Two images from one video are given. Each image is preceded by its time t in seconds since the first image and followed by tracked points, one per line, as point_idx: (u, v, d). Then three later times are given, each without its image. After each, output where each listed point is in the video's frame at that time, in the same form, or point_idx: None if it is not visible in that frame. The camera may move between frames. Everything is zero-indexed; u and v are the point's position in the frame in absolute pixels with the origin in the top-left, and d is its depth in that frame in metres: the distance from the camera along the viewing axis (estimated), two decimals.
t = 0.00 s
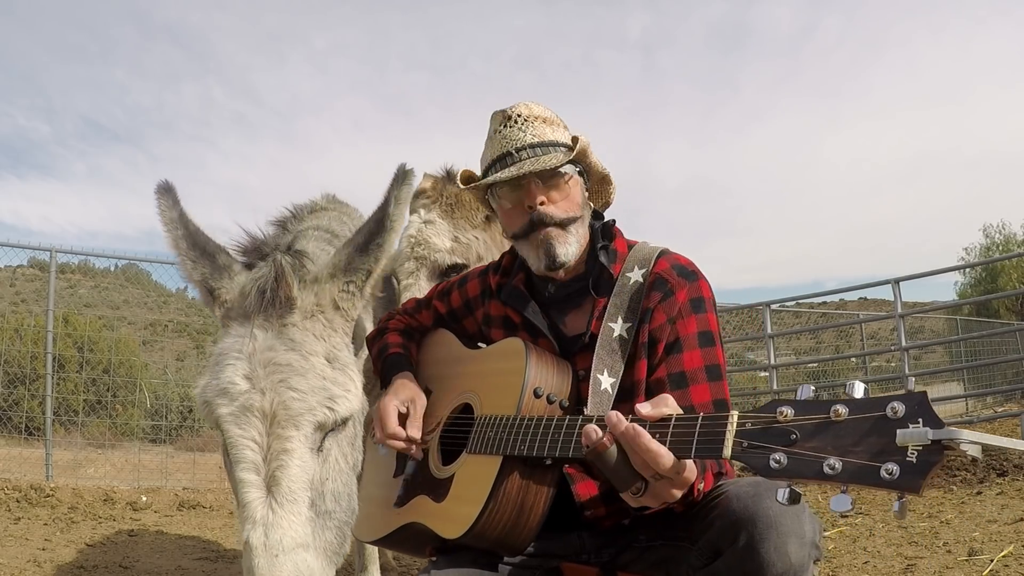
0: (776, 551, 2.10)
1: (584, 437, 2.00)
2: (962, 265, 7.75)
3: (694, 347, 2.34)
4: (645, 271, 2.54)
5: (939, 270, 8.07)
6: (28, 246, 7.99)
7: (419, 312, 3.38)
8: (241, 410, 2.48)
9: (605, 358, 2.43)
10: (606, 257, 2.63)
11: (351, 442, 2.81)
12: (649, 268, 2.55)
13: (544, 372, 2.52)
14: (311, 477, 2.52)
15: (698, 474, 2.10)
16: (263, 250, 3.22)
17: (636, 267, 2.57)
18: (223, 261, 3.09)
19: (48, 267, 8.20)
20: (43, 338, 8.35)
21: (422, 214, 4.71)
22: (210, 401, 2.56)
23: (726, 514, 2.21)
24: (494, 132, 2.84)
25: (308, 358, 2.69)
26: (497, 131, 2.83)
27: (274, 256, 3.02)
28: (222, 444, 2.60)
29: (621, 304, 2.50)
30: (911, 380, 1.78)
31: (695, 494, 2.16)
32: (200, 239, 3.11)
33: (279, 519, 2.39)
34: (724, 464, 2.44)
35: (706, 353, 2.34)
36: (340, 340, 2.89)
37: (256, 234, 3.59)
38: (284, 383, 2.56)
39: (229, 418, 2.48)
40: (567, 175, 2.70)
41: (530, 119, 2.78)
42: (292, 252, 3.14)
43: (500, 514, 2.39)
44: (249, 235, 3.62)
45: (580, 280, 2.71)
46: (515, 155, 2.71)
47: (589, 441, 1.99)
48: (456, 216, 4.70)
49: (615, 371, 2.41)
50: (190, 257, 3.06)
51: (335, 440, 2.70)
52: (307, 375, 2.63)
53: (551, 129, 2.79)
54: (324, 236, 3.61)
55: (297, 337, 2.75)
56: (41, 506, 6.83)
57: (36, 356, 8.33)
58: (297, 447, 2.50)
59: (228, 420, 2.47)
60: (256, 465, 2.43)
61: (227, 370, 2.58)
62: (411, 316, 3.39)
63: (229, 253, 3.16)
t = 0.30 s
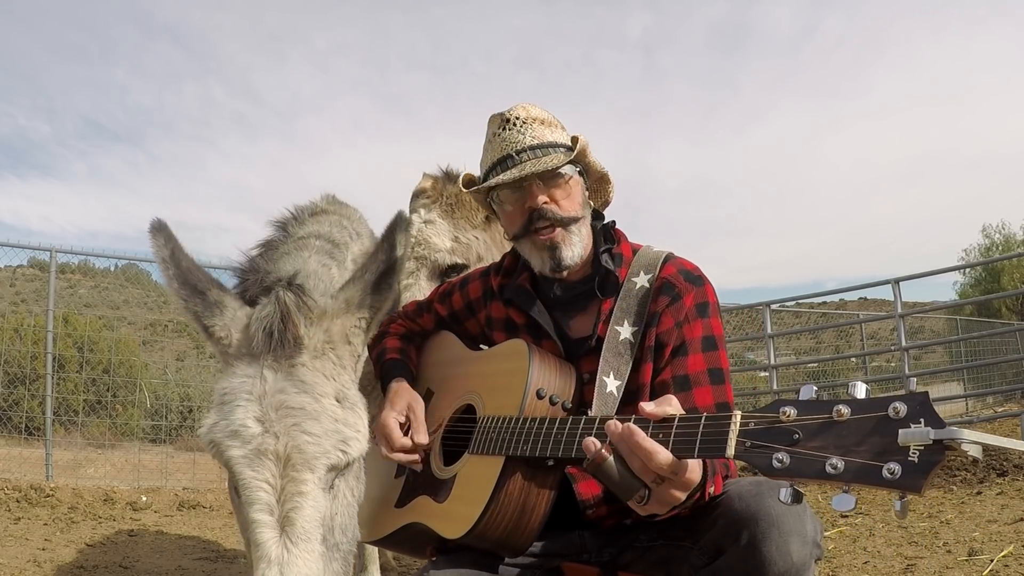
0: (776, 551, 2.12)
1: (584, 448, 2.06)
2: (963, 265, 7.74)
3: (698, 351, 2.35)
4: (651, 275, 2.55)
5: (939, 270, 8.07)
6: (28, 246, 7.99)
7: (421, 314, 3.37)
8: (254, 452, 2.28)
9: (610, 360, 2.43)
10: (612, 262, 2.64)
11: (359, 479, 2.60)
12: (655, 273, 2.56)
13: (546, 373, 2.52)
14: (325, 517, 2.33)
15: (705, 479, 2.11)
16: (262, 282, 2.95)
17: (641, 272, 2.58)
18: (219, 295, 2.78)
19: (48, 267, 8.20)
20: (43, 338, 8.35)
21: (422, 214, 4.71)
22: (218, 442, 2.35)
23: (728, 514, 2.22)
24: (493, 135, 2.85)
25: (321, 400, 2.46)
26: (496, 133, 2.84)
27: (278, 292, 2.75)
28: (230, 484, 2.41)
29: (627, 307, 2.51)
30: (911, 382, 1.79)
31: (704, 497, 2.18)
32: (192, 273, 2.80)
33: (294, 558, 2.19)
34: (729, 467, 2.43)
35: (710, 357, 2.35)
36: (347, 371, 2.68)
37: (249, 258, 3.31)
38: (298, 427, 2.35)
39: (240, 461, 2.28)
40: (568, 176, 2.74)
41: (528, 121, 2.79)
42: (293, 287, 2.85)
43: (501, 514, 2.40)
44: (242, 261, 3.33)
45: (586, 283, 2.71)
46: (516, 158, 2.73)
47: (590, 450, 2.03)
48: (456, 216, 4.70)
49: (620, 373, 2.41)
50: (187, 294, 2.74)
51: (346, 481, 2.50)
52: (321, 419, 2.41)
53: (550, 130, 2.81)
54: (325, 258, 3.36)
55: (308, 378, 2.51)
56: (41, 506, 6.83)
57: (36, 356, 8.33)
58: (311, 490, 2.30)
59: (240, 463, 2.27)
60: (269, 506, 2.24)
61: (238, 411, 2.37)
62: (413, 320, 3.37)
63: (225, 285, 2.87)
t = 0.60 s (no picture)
0: (780, 549, 2.13)
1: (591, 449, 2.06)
2: (963, 265, 7.74)
3: (706, 353, 2.35)
4: (666, 279, 2.56)
5: (940, 270, 8.06)
6: (28, 246, 7.98)
7: (427, 308, 3.38)
8: (272, 499, 2.23)
9: (620, 356, 2.44)
10: (628, 262, 2.65)
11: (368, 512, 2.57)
12: (670, 276, 2.56)
13: (552, 374, 2.51)
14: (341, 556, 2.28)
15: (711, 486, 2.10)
16: (263, 313, 2.87)
17: (656, 275, 2.59)
18: (219, 333, 2.71)
19: (48, 267, 8.20)
20: (43, 338, 8.36)
21: (422, 214, 4.70)
22: (233, 488, 2.30)
23: (729, 513, 2.22)
24: (518, 126, 2.84)
25: (335, 443, 2.42)
26: (521, 125, 2.83)
27: (280, 335, 2.69)
28: (245, 527, 2.36)
29: (640, 308, 2.51)
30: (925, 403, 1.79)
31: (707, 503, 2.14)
32: (190, 311, 2.73)
33: None
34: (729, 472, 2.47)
35: (716, 360, 2.34)
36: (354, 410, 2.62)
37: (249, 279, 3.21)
38: (314, 473, 2.30)
39: (258, 508, 2.23)
40: (591, 170, 2.74)
41: (554, 114, 2.78)
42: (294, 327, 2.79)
43: (505, 516, 2.40)
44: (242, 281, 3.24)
45: (601, 281, 2.72)
46: (540, 150, 2.72)
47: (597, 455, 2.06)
48: (456, 216, 4.70)
49: (629, 371, 2.42)
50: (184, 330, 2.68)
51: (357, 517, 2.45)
52: (337, 463, 2.37)
53: (575, 124, 2.79)
54: (327, 275, 3.26)
55: (320, 422, 2.45)
56: (41, 506, 6.83)
57: (36, 356, 8.34)
58: (329, 531, 2.25)
59: (258, 509, 2.22)
60: (288, 548, 2.18)
61: (253, 458, 2.32)
62: (418, 313, 3.38)
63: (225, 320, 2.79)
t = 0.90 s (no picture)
0: (796, 545, 2.16)
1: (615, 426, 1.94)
2: (963, 265, 7.73)
3: (701, 361, 2.36)
4: (674, 284, 2.55)
5: (940, 270, 8.06)
6: (28, 246, 7.97)
7: (433, 305, 3.42)
8: (301, 536, 2.15)
9: (625, 365, 2.43)
10: (637, 267, 2.64)
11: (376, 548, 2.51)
12: (678, 282, 2.55)
13: (557, 374, 2.52)
14: None
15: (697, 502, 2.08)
16: (279, 343, 2.70)
17: (665, 280, 2.57)
18: (235, 366, 2.54)
19: (48, 267, 8.19)
20: (43, 338, 8.37)
21: (423, 213, 4.70)
22: (256, 526, 2.18)
23: (746, 509, 2.23)
24: (529, 128, 2.84)
25: (357, 481, 2.36)
26: (532, 127, 2.83)
27: (300, 372, 2.56)
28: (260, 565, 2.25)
29: (647, 315, 2.50)
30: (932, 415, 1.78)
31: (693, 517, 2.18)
32: (205, 340, 2.53)
33: None
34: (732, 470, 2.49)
35: (711, 369, 2.36)
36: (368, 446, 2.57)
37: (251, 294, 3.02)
38: (342, 510, 2.24)
39: (286, 545, 2.14)
40: (602, 174, 2.74)
41: (565, 116, 2.78)
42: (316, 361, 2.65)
43: (507, 516, 2.41)
44: (243, 297, 3.05)
45: (609, 285, 2.73)
46: (550, 153, 2.72)
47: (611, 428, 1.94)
48: (457, 216, 4.70)
49: (633, 380, 2.41)
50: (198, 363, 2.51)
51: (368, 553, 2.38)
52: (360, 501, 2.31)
53: (586, 128, 2.79)
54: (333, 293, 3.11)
55: (342, 459, 2.39)
56: (41, 506, 6.83)
57: (35, 356, 8.34)
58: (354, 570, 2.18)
59: (286, 547, 2.13)
60: None
61: (280, 496, 2.23)
62: (425, 307, 3.45)
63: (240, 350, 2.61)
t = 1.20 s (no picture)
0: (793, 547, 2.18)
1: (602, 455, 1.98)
2: (963, 266, 7.73)
3: (709, 365, 2.36)
4: (681, 287, 2.55)
5: (940, 270, 8.06)
6: (28, 246, 7.97)
7: (433, 304, 3.41)
8: (324, 558, 2.16)
9: (631, 367, 2.45)
10: (644, 268, 2.64)
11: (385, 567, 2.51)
12: (686, 285, 2.55)
13: (556, 376, 2.52)
14: None
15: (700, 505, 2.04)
16: (296, 362, 2.69)
17: (671, 283, 2.58)
18: (252, 389, 2.53)
19: (48, 267, 8.19)
20: (43, 338, 8.37)
21: (424, 214, 4.71)
22: (281, 549, 2.17)
23: (744, 510, 2.24)
24: (537, 123, 2.84)
25: (375, 502, 2.38)
26: (540, 122, 2.83)
27: (319, 395, 2.58)
28: None
29: (653, 316, 2.52)
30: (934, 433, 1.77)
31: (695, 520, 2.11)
32: (221, 362, 2.52)
33: None
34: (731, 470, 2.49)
35: (720, 373, 2.35)
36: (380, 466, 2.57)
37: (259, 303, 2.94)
38: (362, 531, 2.26)
39: (310, 567, 2.13)
40: (609, 171, 2.74)
41: (574, 112, 2.78)
42: (332, 383, 2.66)
43: (508, 521, 2.41)
44: (251, 305, 2.96)
45: (615, 287, 2.74)
46: (557, 148, 2.71)
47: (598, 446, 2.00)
48: (459, 216, 4.68)
49: (638, 381, 2.42)
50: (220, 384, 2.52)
51: None
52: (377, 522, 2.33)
53: (594, 123, 2.78)
54: (340, 303, 3.03)
55: (361, 481, 2.41)
56: (41, 506, 6.83)
57: (36, 356, 8.35)
58: None
59: (310, 568, 2.12)
60: None
61: (304, 519, 2.22)
62: (425, 307, 3.43)
63: (258, 371, 2.62)
